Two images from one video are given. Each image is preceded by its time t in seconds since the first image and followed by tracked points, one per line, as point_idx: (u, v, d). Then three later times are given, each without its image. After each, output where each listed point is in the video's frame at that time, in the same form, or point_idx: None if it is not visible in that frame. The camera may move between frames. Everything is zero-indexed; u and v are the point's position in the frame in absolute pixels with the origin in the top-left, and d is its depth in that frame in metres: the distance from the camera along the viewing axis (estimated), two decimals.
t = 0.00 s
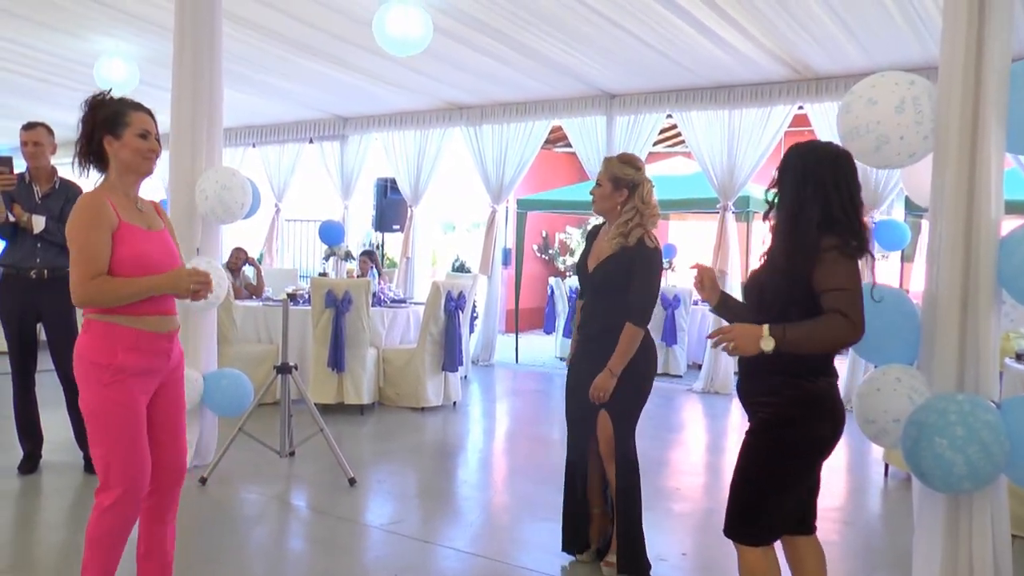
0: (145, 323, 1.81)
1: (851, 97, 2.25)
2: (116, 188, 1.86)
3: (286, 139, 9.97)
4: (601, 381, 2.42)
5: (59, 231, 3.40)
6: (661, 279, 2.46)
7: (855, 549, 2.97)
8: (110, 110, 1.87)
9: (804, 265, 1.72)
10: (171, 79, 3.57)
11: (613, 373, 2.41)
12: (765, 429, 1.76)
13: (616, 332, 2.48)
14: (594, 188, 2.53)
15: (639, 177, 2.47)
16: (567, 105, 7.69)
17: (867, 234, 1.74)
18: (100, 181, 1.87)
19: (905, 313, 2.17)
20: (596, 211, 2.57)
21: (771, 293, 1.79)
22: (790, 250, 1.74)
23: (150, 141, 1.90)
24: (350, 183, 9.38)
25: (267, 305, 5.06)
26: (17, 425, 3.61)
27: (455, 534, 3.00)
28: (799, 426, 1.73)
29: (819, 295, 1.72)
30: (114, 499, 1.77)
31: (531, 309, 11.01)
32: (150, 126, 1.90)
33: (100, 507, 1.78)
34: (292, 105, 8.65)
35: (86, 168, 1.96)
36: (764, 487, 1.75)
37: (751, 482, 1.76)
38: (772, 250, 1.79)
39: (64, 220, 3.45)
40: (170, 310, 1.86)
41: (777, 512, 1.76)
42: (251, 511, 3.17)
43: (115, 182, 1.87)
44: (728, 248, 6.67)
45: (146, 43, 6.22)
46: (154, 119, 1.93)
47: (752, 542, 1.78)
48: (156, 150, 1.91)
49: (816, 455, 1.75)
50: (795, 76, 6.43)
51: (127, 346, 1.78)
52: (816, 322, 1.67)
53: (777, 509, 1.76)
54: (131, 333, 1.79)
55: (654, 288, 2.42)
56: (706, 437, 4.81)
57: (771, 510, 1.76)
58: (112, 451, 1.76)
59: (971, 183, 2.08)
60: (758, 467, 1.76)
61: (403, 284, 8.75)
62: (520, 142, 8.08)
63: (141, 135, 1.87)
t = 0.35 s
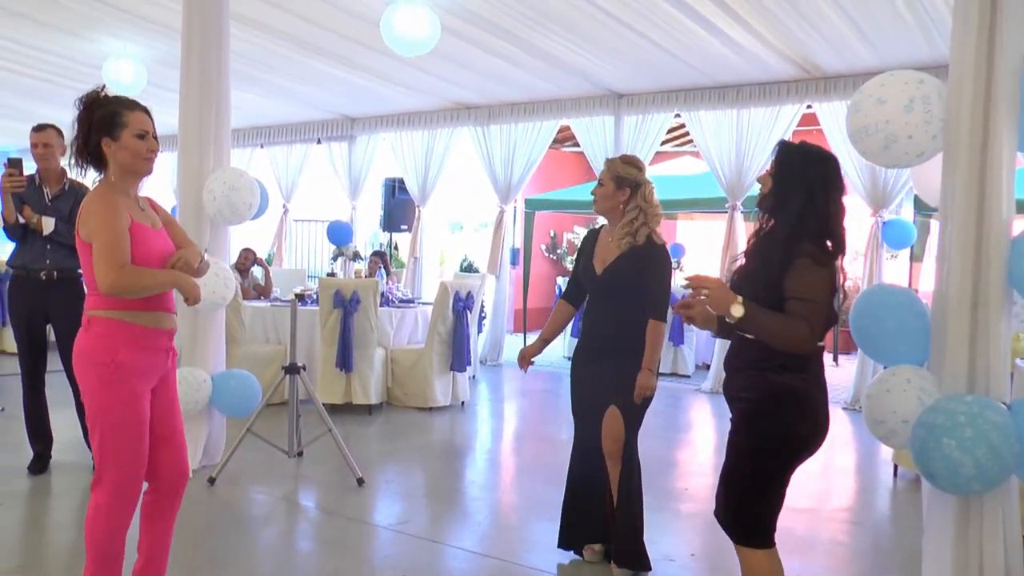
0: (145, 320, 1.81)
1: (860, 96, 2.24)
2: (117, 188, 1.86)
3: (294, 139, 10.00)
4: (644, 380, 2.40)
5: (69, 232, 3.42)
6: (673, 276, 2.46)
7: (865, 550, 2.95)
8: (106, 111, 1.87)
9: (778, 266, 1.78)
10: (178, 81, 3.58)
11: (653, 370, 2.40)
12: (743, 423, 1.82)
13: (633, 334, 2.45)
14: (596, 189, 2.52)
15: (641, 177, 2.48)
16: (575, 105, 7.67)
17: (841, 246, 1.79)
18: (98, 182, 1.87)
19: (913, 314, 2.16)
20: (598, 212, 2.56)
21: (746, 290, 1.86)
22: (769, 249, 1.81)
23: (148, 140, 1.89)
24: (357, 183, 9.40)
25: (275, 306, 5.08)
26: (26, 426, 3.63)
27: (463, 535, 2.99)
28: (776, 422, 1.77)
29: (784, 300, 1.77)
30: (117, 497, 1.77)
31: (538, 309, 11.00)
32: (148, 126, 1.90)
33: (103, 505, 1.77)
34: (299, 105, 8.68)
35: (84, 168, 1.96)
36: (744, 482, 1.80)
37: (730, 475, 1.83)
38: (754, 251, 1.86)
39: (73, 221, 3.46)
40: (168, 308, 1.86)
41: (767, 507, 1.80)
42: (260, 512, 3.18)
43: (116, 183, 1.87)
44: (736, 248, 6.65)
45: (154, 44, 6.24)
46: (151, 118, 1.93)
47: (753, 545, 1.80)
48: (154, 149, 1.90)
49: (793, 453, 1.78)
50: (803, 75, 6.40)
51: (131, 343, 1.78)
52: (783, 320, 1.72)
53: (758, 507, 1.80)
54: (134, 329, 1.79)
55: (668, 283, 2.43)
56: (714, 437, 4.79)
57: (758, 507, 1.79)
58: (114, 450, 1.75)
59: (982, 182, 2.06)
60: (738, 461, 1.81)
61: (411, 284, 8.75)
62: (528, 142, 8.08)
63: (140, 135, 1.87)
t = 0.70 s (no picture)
0: (152, 317, 1.79)
1: (866, 92, 2.23)
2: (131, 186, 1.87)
3: (299, 137, 10.01)
4: (664, 374, 2.43)
5: (75, 230, 3.44)
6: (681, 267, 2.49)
7: (871, 547, 2.94)
8: (114, 109, 1.88)
9: (768, 260, 1.83)
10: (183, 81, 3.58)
11: (672, 364, 2.43)
12: (743, 416, 1.86)
13: (644, 328, 2.45)
14: (596, 184, 2.53)
15: (641, 170, 2.48)
16: (579, 101, 7.66)
17: (829, 242, 1.86)
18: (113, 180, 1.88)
19: (920, 310, 2.16)
20: (599, 208, 2.56)
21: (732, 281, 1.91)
22: (759, 242, 1.86)
23: (157, 136, 1.89)
24: (362, 180, 9.40)
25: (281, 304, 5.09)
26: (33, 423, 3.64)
27: (469, 531, 2.99)
28: (774, 413, 1.84)
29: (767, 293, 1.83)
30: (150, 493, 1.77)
31: (544, 306, 11.00)
32: (155, 120, 1.89)
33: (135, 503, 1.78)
34: (304, 103, 8.68)
35: (102, 167, 1.98)
36: (742, 474, 1.87)
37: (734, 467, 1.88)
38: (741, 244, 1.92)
39: (79, 219, 3.48)
40: (178, 305, 1.82)
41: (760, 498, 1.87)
42: (265, 509, 3.18)
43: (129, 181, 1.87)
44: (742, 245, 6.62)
45: (159, 42, 6.25)
46: (160, 113, 1.93)
47: (752, 529, 1.89)
48: (164, 144, 1.90)
49: (788, 441, 1.86)
50: (809, 71, 6.37)
51: (132, 339, 1.76)
52: (747, 316, 1.79)
53: (760, 496, 1.87)
54: (134, 327, 1.77)
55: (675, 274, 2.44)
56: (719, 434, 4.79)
57: (760, 495, 1.87)
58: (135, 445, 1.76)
59: (989, 178, 2.05)
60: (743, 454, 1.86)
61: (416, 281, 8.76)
62: (534, 138, 8.06)
63: (147, 131, 1.87)
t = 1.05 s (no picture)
0: (177, 316, 1.80)
1: (870, 90, 2.23)
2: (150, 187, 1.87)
3: (302, 135, 10.02)
4: (645, 373, 2.38)
5: (78, 228, 3.45)
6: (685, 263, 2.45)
7: (874, 545, 2.94)
8: (125, 111, 1.85)
9: (775, 254, 1.85)
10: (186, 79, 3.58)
11: (659, 363, 2.38)
12: (744, 414, 1.86)
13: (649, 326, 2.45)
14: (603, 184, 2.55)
15: (640, 166, 2.46)
16: (583, 99, 7.65)
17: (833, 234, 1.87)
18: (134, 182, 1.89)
19: (924, 309, 2.16)
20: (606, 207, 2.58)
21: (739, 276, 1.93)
22: (763, 237, 1.88)
23: (169, 134, 1.86)
24: (366, 178, 9.40)
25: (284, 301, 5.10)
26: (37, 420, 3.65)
27: (471, 529, 3.00)
28: (773, 411, 1.85)
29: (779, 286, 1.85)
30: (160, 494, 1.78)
31: (547, 304, 10.99)
32: (165, 118, 1.86)
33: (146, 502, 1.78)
34: (307, 101, 8.69)
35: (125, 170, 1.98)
36: (733, 468, 1.87)
37: (729, 462, 1.88)
38: (748, 240, 1.92)
39: (82, 217, 3.49)
40: (199, 306, 1.84)
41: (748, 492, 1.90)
42: (269, 507, 3.19)
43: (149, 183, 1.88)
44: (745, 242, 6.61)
45: (163, 40, 6.26)
46: (172, 111, 1.90)
47: (731, 517, 1.89)
48: (177, 141, 1.87)
49: (784, 439, 1.88)
50: (812, 69, 6.37)
51: (161, 336, 1.78)
52: (774, 318, 1.82)
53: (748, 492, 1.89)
54: (163, 324, 1.78)
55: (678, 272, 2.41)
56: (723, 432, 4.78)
57: (746, 491, 1.89)
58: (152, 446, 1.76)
59: (993, 175, 2.05)
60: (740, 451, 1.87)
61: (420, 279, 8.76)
62: (537, 135, 8.04)
63: (158, 131, 1.84)
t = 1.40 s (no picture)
0: (186, 314, 1.75)
1: (872, 88, 2.23)
2: (170, 187, 1.84)
3: (303, 134, 10.02)
4: (632, 369, 2.38)
5: (79, 225, 3.45)
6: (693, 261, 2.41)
7: (874, 544, 2.93)
8: (137, 113, 1.83)
9: (789, 246, 1.86)
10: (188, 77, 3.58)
11: (648, 359, 2.37)
12: (751, 412, 1.87)
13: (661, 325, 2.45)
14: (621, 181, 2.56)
15: (654, 163, 2.45)
16: (584, 98, 7.65)
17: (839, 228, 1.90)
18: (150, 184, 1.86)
19: (926, 308, 2.16)
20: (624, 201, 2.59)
21: (750, 272, 1.93)
22: (774, 231, 1.89)
23: (182, 134, 1.84)
24: (366, 177, 9.41)
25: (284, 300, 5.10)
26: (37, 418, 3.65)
27: (472, 528, 2.99)
28: (783, 406, 1.85)
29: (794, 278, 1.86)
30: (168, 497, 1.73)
31: (547, 304, 10.99)
32: (178, 118, 1.84)
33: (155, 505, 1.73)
34: (308, 99, 8.69)
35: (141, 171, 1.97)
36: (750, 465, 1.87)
37: (744, 460, 1.88)
38: (759, 235, 1.93)
39: (83, 215, 3.49)
40: (214, 304, 1.79)
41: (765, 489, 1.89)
42: (269, 505, 3.19)
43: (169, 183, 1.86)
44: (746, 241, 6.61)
45: (164, 39, 6.26)
46: (183, 110, 1.88)
47: (749, 524, 1.91)
48: (190, 140, 1.85)
49: (794, 435, 1.88)
50: (813, 69, 6.37)
51: (169, 335, 1.72)
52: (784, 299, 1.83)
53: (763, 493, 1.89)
54: (174, 322, 1.73)
55: (683, 268, 2.37)
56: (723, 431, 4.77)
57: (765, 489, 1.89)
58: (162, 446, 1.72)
59: (994, 175, 2.04)
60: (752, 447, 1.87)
61: (420, 277, 8.76)
62: (539, 133, 8.03)
63: (171, 131, 1.82)
